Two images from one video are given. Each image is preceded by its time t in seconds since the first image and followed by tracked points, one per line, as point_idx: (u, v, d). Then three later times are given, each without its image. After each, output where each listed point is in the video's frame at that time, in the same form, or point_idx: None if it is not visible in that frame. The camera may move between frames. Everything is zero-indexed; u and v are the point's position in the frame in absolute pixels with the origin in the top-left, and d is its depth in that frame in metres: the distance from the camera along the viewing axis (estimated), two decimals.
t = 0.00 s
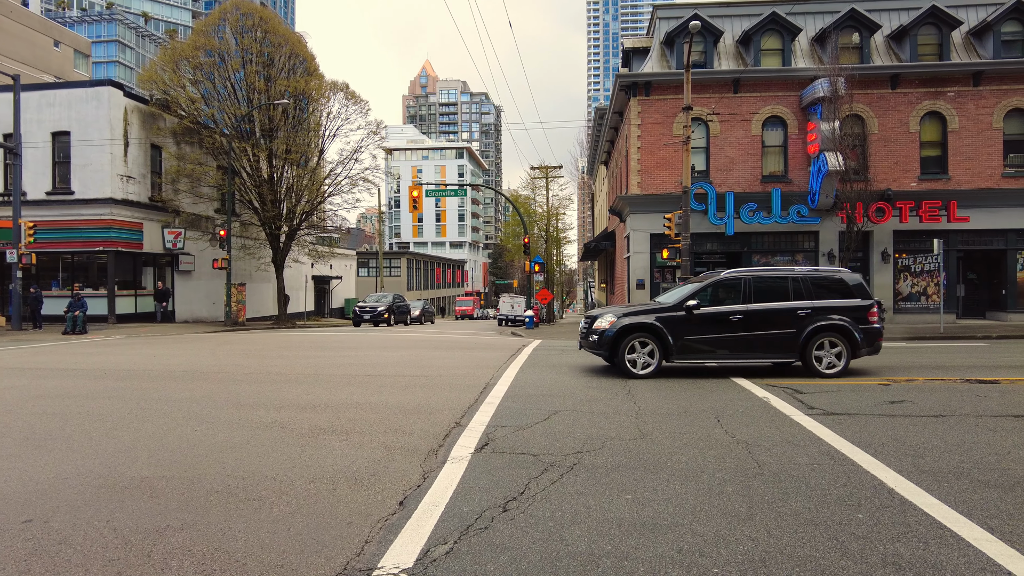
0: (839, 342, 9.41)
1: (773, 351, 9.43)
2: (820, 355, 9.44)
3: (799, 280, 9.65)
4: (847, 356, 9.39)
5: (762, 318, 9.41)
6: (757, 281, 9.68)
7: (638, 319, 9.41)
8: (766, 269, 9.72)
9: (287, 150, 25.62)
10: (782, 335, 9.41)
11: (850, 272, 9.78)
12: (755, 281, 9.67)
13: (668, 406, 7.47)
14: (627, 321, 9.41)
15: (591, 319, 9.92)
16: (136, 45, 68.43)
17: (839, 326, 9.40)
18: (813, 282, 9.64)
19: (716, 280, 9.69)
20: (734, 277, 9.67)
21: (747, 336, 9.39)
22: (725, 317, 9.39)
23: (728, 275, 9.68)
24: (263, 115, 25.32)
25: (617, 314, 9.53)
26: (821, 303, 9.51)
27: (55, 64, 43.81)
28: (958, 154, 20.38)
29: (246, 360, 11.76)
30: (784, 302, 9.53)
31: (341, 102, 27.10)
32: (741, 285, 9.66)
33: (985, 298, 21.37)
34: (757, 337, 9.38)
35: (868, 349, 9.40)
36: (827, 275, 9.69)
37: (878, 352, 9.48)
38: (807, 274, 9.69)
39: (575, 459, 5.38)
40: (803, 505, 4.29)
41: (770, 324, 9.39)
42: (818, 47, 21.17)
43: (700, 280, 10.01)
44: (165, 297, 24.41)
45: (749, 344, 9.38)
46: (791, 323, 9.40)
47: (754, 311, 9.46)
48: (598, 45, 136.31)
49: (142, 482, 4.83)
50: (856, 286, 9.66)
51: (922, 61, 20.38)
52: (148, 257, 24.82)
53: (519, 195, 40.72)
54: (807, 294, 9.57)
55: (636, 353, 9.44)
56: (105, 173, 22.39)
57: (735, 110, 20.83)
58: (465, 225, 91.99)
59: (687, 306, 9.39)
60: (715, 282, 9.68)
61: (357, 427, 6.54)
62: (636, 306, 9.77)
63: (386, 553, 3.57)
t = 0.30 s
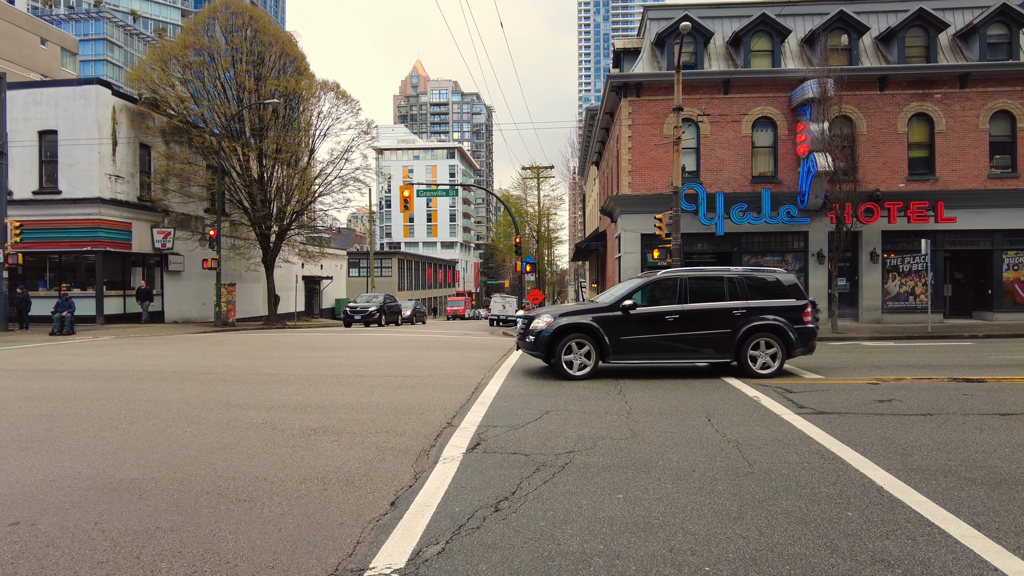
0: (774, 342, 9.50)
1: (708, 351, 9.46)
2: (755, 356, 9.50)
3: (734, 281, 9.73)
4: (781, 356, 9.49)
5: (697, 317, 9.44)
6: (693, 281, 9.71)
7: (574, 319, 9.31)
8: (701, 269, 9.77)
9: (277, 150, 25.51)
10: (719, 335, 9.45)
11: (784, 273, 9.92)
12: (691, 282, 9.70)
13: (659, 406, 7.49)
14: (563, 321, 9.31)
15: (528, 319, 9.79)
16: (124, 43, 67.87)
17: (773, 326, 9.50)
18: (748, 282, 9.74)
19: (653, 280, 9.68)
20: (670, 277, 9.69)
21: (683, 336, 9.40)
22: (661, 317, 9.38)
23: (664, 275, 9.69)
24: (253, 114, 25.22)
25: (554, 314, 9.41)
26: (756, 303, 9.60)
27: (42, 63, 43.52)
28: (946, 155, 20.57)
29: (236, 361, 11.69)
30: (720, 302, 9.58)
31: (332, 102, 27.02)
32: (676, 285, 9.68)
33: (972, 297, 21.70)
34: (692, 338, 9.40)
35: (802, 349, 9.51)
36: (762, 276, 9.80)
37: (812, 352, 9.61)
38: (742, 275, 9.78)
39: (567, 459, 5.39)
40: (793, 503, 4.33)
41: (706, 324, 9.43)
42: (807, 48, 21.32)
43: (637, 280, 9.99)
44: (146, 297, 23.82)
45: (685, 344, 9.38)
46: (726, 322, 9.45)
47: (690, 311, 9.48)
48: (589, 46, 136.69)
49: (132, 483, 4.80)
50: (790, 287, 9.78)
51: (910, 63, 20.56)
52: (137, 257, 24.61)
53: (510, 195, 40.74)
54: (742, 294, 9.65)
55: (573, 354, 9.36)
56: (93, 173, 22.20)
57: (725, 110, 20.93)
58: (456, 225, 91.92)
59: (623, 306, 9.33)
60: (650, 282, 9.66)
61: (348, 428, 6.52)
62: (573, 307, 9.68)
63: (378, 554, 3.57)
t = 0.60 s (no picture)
0: (706, 343, 9.46)
1: (640, 352, 9.37)
2: (687, 356, 9.44)
3: (666, 281, 9.66)
4: (713, 356, 9.45)
5: (629, 318, 9.33)
6: (625, 281, 9.60)
7: (504, 321, 9.07)
8: (634, 270, 9.66)
9: (271, 149, 25.44)
10: (650, 336, 9.37)
11: (716, 273, 9.91)
12: (623, 282, 9.58)
13: (652, 406, 7.51)
14: (493, 323, 9.07)
15: (458, 321, 9.51)
16: (116, 42, 67.54)
17: (705, 327, 9.46)
18: (680, 282, 9.68)
19: (584, 280, 9.51)
20: (602, 277, 9.54)
21: (615, 337, 9.29)
22: (592, 318, 9.23)
23: (597, 274, 9.54)
24: (246, 114, 25.15)
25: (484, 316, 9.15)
26: (687, 303, 9.56)
27: (32, 62, 43.38)
28: (937, 156, 20.70)
29: (229, 362, 11.63)
30: (652, 302, 9.50)
31: (326, 102, 26.96)
32: (608, 285, 9.54)
33: (963, 298, 21.80)
34: (623, 339, 9.29)
35: (733, 349, 9.50)
36: (694, 277, 9.76)
37: (744, 352, 9.60)
38: (675, 275, 9.72)
39: (561, 459, 5.40)
40: (786, 502, 4.35)
41: (637, 325, 9.33)
42: (800, 49, 21.42)
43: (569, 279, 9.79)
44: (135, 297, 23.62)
45: (617, 345, 9.27)
46: (658, 323, 9.37)
47: (621, 311, 9.36)
48: (583, 47, 136.89)
49: (124, 484, 4.78)
50: (722, 287, 9.77)
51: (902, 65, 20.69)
52: (129, 257, 24.46)
53: (504, 195, 40.76)
54: (674, 295, 9.59)
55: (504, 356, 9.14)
56: (84, 172, 22.06)
57: (718, 111, 21.01)
58: (451, 226, 91.85)
59: (554, 307, 9.15)
60: (582, 282, 9.49)
61: (342, 428, 6.50)
62: (503, 308, 9.43)
63: (372, 555, 3.56)
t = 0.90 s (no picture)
0: (631, 344, 9.28)
1: (565, 355, 9.10)
2: (612, 358, 9.25)
3: (592, 282, 9.43)
4: (638, 358, 9.29)
5: (554, 319, 9.04)
6: (550, 281, 9.30)
7: (423, 324, 8.60)
8: (559, 270, 9.37)
9: (263, 149, 25.35)
10: (575, 337, 9.10)
11: (641, 272, 9.72)
12: (547, 282, 9.27)
13: (645, 406, 7.52)
14: (411, 326, 8.59)
15: (374, 324, 8.98)
16: (107, 41, 67.13)
17: (631, 328, 9.26)
18: (605, 283, 9.46)
19: (508, 280, 9.16)
20: (527, 277, 9.21)
21: (540, 339, 8.98)
22: (515, 319, 8.90)
23: (521, 275, 9.21)
24: (238, 113, 25.06)
25: (402, 319, 8.66)
26: (613, 304, 9.35)
27: (22, 60, 43.10)
28: (927, 157, 20.84)
29: (221, 363, 11.57)
30: (577, 303, 9.24)
31: (318, 102, 26.88)
32: (533, 285, 9.22)
33: (953, 298, 22.00)
34: (548, 341, 9.00)
35: (659, 349, 9.35)
36: (620, 277, 9.55)
37: (669, 353, 9.46)
38: (601, 275, 9.50)
39: (554, 459, 5.41)
40: (778, 502, 4.37)
41: (561, 327, 9.05)
42: (792, 51, 21.52)
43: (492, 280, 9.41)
44: (118, 297, 23.00)
45: (541, 348, 8.98)
46: (583, 324, 9.12)
47: (545, 313, 9.06)
48: (576, 47, 137.02)
49: (115, 486, 4.75)
50: (649, 288, 9.60)
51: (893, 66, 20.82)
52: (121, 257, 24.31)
53: (498, 196, 40.74)
54: (599, 296, 9.36)
55: (422, 361, 8.68)
56: (75, 172, 21.91)
57: (711, 112, 21.08)
58: (444, 226, 91.76)
59: (476, 309, 8.75)
60: (506, 283, 9.13)
61: (334, 430, 6.47)
62: (422, 310, 8.96)
63: (365, 556, 3.55)
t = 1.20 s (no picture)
0: (549, 346, 9.01)
1: (481, 358, 8.66)
2: (529, 361, 8.94)
3: (509, 282, 9.05)
4: (556, 360, 9.04)
5: (469, 322, 8.59)
6: (464, 281, 8.83)
7: (326, 329, 7.88)
8: (474, 269, 8.92)
9: (256, 149, 25.26)
10: (491, 340, 8.70)
11: (558, 270, 9.42)
12: (461, 283, 8.80)
13: (639, 406, 7.53)
14: (312, 331, 7.85)
15: (269, 330, 8.16)
16: (97, 39, 66.62)
17: (548, 329, 8.98)
18: (521, 283, 9.10)
19: (419, 280, 8.60)
20: (440, 277, 8.70)
21: (454, 342, 8.51)
22: (428, 322, 8.36)
23: (433, 275, 8.68)
24: (231, 113, 24.95)
25: (302, 323, 7.88)
26: (531, 305, 9.02)
27: (12, 58, 42.76)
28: (918, 158, 20.98)
29: (213, 363, 11.51)
30: (493, 304, 8.84)
31: (311, 101, 26.81)
32: (447, 286, 8.72)
33: (944, 298, 22.19)
34: (463, 344, 8.54)
35: (576, 351, 9.13)
36: (536, 277, 9.23)
37: (587, 354, 9.29)
38: (517, 276, 9.13)
39: (548, 459, 5.42)
40: (771, 501, 4.38)
41: (477, 329, 8.62)
42: (784, 52, 21.61)
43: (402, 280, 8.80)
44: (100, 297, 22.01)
45: (455, 352, 8.50)
46: (499, 327, 8.72)
47: (459, 315, 8.58)
48: (569, 48, 137.18)
49: (107, 487, 4.72)
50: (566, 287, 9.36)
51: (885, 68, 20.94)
52: (112, 257, 24.15)
53: (491, 196, 40.72)
54: (516, 296, 8.99)
55: (324, 369, 7.95)
56: (66, 171, 21.76)
57: (704, 112, 21.15)
58: (437, 226, 91.63)
59: (385, 312, 8.13)
60: (417, 283, 8.56)
61: (327, 430, 6.45)
62: (323, 314, 8.22)
63: (359, 557, 3.55)
